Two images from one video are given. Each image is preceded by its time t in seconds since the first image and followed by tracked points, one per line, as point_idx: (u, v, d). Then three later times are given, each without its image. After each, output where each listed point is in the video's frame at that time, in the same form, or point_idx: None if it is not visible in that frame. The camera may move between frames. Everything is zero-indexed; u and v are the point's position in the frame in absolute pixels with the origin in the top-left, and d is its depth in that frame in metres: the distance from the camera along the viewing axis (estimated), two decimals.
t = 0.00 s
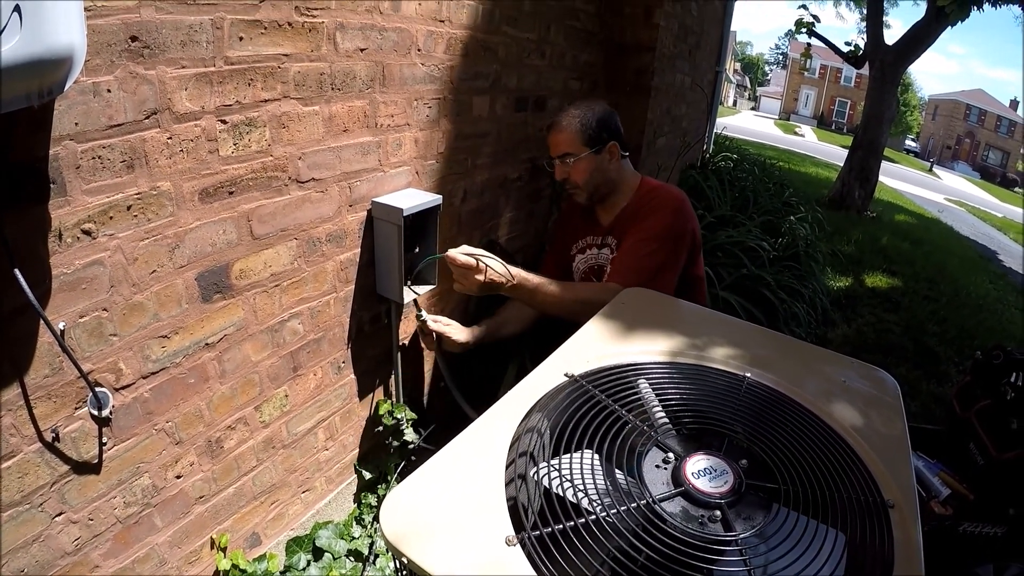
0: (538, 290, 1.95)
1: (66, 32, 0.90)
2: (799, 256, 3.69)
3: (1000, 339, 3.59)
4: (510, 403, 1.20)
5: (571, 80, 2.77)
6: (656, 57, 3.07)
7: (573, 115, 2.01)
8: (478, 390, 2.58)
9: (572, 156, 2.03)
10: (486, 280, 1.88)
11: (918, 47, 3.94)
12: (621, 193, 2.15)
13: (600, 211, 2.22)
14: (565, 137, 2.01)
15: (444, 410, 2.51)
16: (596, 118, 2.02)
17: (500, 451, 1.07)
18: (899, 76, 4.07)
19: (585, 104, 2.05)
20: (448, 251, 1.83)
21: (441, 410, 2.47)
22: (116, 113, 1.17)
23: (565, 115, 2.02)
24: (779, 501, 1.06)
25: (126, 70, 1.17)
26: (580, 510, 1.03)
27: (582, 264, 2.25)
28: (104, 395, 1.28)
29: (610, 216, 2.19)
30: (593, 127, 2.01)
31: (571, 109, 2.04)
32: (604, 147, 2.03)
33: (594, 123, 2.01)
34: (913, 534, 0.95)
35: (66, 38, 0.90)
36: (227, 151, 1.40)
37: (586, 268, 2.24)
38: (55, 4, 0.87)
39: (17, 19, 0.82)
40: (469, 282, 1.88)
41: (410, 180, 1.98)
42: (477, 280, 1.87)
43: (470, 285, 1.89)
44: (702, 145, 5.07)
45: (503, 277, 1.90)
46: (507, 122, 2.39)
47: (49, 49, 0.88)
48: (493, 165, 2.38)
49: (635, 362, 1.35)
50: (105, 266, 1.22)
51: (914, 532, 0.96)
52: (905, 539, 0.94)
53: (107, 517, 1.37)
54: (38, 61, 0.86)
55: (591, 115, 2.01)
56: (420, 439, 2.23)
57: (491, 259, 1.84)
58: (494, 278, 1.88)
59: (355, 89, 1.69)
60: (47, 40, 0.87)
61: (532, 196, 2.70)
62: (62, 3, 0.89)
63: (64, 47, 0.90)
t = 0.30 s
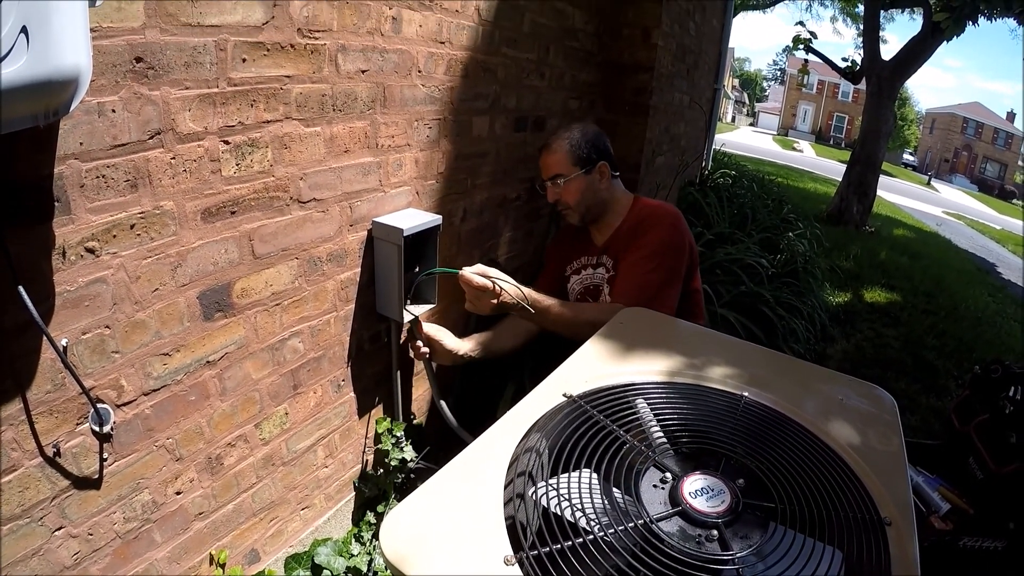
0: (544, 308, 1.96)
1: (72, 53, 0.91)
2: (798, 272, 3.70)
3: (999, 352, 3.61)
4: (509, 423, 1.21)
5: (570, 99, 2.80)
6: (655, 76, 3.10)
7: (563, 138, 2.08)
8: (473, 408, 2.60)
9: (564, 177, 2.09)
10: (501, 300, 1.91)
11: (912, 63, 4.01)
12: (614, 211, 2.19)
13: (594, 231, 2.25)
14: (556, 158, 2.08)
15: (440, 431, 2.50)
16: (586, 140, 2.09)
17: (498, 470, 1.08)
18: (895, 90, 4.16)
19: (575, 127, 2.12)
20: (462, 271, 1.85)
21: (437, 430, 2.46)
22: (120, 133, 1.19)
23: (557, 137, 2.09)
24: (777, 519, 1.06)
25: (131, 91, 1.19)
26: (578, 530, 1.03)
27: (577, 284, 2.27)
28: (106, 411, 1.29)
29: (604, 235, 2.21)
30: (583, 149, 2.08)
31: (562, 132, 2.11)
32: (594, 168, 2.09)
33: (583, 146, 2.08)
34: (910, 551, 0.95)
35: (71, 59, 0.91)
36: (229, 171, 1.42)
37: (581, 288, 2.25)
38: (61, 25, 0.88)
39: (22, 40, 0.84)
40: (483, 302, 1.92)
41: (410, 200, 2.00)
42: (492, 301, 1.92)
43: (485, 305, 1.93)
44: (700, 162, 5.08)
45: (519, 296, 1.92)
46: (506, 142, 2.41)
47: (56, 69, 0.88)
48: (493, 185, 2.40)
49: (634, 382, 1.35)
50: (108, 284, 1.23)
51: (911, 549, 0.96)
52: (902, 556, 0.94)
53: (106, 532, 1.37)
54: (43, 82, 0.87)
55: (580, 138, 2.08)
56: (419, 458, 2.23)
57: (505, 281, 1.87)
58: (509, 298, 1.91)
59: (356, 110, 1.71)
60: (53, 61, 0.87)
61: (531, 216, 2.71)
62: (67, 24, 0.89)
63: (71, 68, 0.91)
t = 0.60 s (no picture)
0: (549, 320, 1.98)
1: (77, 68, 0.92)
2: (801, 278, 3.70)
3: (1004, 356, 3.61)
4: (514, 432, 1.22)
5: (571, 109, 2.82)
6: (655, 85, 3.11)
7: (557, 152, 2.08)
8: (475, 418, 2.60)
9: (558, 191, 2.09)
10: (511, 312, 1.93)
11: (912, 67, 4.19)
12: (613, 222, 2.19)
13: (593, 242, 2.26)
14: (551, 173, 2.07)
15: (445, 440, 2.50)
16: (580, 154, 2.08)
17: (503, 480, 1.08)
18: (894, 95, 4.37)
19: (569, 141, 2.11)
20: (475, 285, 1.84)
21: (442, 440, 2.46)
22: (125, 146, 1.20)
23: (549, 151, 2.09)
24: (781, 526, 1.06)
25: (136, 105, 1.20)
26: (583, 539, 1.03)
27: (577, 295, 2.28)
28: (112, 422, 1.30)
29: (603, 246, 2.22)
30: (577, 163, 2.07)
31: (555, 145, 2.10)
32: (589, 182, 2.09)
33: (578, 159, 2.07)
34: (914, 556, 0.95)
35: (78, 74, 0.92)
36: (234, 184, 1.43)
37: (581, 299, 2.26)
38: (68, 41, 0.89)
39: (30, 55, 0.85)
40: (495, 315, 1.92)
41: (413, 212, 2.01)
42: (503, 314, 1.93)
43: (496, 318, 1.93)
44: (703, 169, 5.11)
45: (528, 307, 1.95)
46: (508, 153, 2.42)
47: (63, 85, 0.89)
48: (495, 196, 2.41)
49: (637, 391, 1.36)
50: (114, 296, 1.24)
51: (915, 554, 0.96)
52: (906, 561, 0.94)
53: (112, 542, 1.37)
54: (50, 97, 0.88)
55: (574, 152, 2.08)
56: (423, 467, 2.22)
57: (518, 295, 1.89)
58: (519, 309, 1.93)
59: (359, 122, 1.72)
60: (61, 77, 0.89)
61: (534, 226, 2.72)
62: (74, 39, 0.90)
63: (78, 82, 0.92)
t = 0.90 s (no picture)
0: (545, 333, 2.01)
1: (80, 85, 0.92)
2: (797, 290, 3.71)
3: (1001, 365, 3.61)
4: (510, 446, 1.22)
5: (568, 122, 2.84)
6: (652, 98, 3.13)
7: (559, 170, 2.07)
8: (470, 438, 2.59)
9: (558, 209, 2.09)
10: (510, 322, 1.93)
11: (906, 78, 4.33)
12: (608, 239, 2.21)
13: (588, 259, 2.27)
14: (552, 190, 2.07)
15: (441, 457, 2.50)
16: (583, 173, 2.09)
17: (499, 493, 1.07)
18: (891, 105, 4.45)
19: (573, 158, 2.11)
20: (479, 290, 1.84)
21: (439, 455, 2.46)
22: (126, 161, 1.21)
23: (551, 168, 2.08)
24: (775, 539, 1.06)
25: (137, 120, 1.21)
26: (579, 553, 1.03)
27: (571, 311, 2.29)
28: (110, 434, 1.31)
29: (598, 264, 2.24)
30: (579, 182, 2.08)
31: (559, 161, 2.09)
32: (591, 203, 2.10)
33: (580, 179, 2.08)
34: (909, 567, 0.95)
35: (80, 91, 0.91)
36: (233, 200, 1.44)
37: (575, 316, 2.28)
38: (69, 58, 0.89)
39: (33, 71, 0.86)
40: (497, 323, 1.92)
41: (411, 226, 2.02)
42: (503, 322, 1.93)
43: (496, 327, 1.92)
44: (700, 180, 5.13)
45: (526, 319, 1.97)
46: (505, 167, 2.44)
47: (64, 100, 0.89)
48: (493, 210, 2.42)
49: (632, 405, 1.37)
50: (114, 309, 1.25)
51: (910, 566, 0.95)
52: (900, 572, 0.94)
53: (110, 553, 1.38)
54: (53, 113, 0.88)
55: (578, 171, 2.08)
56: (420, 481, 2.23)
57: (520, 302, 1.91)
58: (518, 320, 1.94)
59: (357, 137, 1.73)
60: (62, 92, 0.88)
61: (531, 239, 2.73)
62: (77, 55, 0.91)
63: (79, 98, 0.91)
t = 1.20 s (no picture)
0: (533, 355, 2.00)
1: (77, 100, 0.92)
2: (794, 295, 3.72)
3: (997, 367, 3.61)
4: (508, 454, 1.22)
5: (564, 131, 2.86)
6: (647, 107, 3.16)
7: (564, 198, 1.85)
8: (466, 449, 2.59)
9: (553, 240, 1.92)
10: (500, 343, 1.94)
11: (901, 81, 4.51)
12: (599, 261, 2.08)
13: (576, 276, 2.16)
14: (550, 218, 1.87)
15: (438, 466, 2.50)
16: (590, 205, 1.89)
17: (496, 502, 1.07)
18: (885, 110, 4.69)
19: (582, 184, 1.89)
20: (470, 311, 1.88)
21: (436, 462, 2.47)
22: (123, 174, 1.22)
23: (558, 195, 1.85)
24: (771, 546, 1.06)
25: (133, 133, 1.22)
26: (575, 562, 1.02)
27: (554, 322, 2.27)
28: (108, 445, 1.31)
29: (586, 284, 2.13)
30: (585, 217, 1.89)
31: (568, 187, 1.87)
32: (590, 238, 1.94)
33: (584, 210, 1.88)
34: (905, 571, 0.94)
35: (77, 105, 0.92)
36: (229, 212, 1.45)
37: (558, 328, 2.26)
38: (66, 73, 0.90)
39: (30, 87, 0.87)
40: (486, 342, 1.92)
41: (407, 237, 2.03)
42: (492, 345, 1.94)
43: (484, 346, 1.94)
44: (696, 187, 5.15)
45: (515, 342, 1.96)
46: (501, 176, 2.45)
47: (62, 114, 0.89)
48: (488, 220, 2.43)
49: (628, 414, 1.37)
50: (111, 321, 1.26)
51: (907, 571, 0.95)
52: None
53: (107, 564, 1.38)
54: (49, 128, 0.89)
55: (585, 204, 1.87)
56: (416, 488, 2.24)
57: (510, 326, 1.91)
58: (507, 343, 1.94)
59: (352, 149, 1.74)
60: (59, 108, 0.89)
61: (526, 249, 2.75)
62: (74, 72, 0.92)
63: (76, 113, 0.92)
